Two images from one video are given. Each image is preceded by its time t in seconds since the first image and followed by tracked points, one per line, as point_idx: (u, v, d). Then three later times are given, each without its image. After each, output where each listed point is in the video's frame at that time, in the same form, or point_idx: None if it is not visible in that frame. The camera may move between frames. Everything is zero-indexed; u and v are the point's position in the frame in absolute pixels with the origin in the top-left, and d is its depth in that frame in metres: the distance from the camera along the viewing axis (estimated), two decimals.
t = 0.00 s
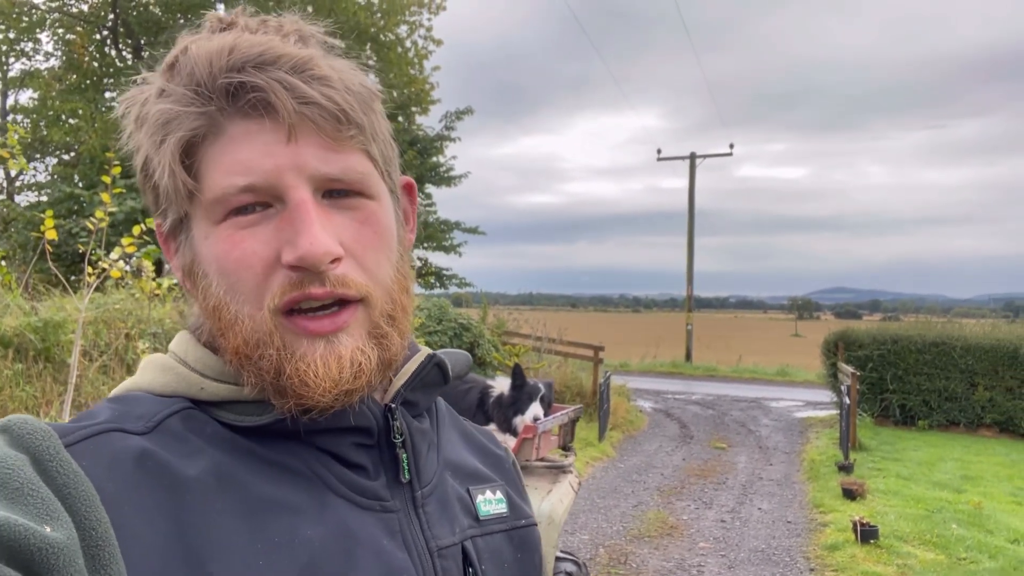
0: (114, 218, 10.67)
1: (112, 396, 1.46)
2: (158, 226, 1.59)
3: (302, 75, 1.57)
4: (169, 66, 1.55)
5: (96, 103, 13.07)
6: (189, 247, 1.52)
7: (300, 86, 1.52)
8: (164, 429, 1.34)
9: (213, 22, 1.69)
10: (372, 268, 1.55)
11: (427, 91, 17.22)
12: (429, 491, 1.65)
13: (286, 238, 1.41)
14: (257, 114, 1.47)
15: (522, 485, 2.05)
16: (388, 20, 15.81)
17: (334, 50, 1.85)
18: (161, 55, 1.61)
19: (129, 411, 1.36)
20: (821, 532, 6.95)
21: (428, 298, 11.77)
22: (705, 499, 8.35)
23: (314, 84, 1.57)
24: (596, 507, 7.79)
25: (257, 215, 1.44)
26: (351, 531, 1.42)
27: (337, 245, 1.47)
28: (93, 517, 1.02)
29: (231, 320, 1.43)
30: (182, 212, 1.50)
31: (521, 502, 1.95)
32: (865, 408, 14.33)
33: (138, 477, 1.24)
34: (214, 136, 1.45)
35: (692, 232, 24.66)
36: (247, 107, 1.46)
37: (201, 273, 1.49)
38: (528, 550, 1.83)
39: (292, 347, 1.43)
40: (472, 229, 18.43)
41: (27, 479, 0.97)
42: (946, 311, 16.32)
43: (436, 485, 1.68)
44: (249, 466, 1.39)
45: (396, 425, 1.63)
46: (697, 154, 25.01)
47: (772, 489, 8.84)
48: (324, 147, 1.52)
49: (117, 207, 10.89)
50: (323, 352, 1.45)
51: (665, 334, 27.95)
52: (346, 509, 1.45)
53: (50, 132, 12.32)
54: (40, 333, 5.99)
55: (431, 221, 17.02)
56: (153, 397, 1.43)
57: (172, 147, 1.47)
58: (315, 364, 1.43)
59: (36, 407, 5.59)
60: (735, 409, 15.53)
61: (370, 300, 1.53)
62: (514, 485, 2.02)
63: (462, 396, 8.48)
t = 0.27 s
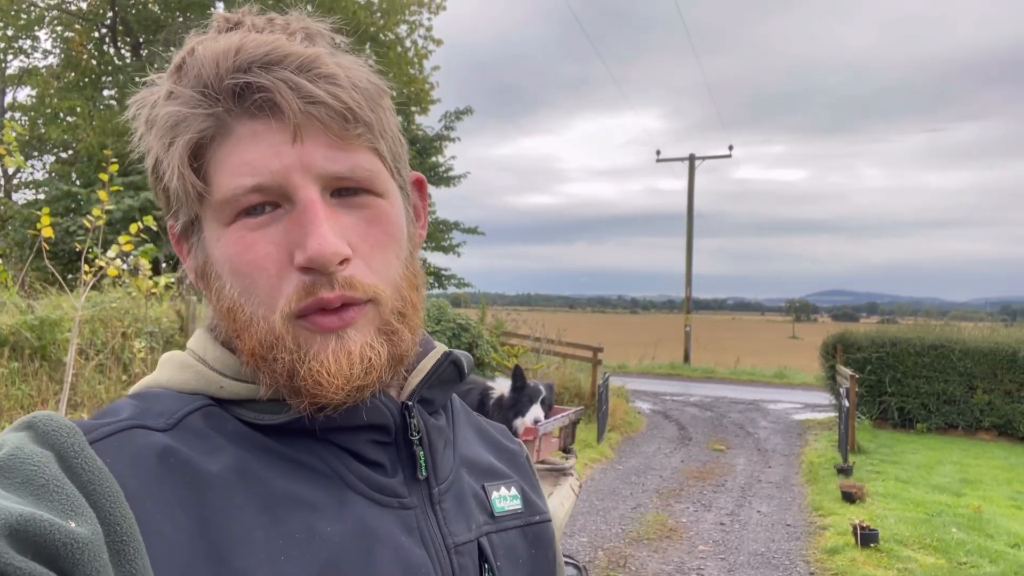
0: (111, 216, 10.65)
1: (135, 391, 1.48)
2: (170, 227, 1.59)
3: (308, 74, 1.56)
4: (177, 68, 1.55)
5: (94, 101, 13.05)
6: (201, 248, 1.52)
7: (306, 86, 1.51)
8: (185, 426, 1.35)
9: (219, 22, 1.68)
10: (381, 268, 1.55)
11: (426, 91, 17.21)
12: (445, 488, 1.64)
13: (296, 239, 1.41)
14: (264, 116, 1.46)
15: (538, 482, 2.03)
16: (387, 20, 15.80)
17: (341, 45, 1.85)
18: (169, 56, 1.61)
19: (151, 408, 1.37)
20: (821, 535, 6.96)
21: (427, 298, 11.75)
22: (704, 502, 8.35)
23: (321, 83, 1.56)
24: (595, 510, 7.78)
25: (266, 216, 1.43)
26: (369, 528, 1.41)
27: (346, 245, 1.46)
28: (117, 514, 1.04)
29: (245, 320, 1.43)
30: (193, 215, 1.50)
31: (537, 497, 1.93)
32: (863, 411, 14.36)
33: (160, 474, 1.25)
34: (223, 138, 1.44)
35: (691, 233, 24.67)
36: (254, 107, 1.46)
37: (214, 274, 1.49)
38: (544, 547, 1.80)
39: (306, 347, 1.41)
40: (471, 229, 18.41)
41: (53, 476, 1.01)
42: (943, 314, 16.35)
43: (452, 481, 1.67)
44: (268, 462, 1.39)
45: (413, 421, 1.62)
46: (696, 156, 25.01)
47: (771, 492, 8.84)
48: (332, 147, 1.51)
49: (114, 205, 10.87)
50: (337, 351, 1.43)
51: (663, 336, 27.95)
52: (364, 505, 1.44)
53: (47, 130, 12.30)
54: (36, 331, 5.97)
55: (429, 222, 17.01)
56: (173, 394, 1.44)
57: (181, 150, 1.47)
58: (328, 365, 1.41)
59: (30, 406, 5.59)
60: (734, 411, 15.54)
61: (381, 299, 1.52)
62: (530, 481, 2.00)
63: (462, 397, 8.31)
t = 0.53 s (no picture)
0: (110, 214, 10.65)
1: (134, 386, 1.47)
2: (177, 216, 1.59)
3: (326, 70, 1.56)
4: (195, 59, 1.55)
5: (93, 98, 13.03)
6: (208, 238, 1.51)
7: (324, 81, 1.51)
8: (185, 422, 1.34)
9: (240, 17, 1.68)
10: (389, 265, 1.54)
11: (427, 89, 17.18)
12: (444, 486, 1.63)
13: (306, 232, 1.40)
14: (280, 108, 1.45)
15: (534, 482, 2.03)
16: (388, 18, 15.77)
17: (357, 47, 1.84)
18: (188, 46, 1.60)
19: (150, 404, 1.36)
20: (822, 538, 6.95)
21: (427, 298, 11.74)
22: (704, 503, 8.34)
23: (338, 80, 1.55)
24: (595, 511, 7.78)
25: (275, 209, 1.43)
26: (368, 525, 1.41)
27: (355, 241, 1.46)
28: (116, 509, 1.06)
29: (249, 312, 1.42)
30: (202, 205, 1.50)
31: (533, 497, 1.94)
32: (864, 412, 14.36)
33: (159, 469, 1.24)
34: (237, 128, 1.44)
35: (691, 233, 24.65)
36: (270, 100, 1.45)
37: (220, 265, 1.48)
38: (540, 547, 1.81)
39: (310, 341, 1.40)
40: (471, 228, 18.40)
41: (52, 471, 1.03)
42: (944, 315, 16.34)
43: (451, 480, 1.67)
44: (267, 458, 1.38)
45: (414, 419, 1.61)
46: (697, 156, 24.98)
47: (771, 493, 8.83)
48: (345, 143, 1.51)
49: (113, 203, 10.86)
50: (340, 346, 1.43)
51: (663, 336, 27.94)
52: (363, 502, 1.44)
53: (47, 127, 12.29)
54: (33, 329, 5.97)
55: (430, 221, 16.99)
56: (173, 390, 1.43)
57: (194, 138, 1.46)
58: (332, 359, 1.41)
59: (28, 404, 5.59)
60: (734, 412, 15.52)
61: (387, 296, 1.52)
62: (527, 482, 2.01)
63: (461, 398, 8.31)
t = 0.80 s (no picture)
0: (110, 211, 10.64)
1: (120, 403, 1.47)
2: (163, 229, 1.58)
3: (312, 82, 1.57)
4: (181, 71, 1.55)
5: (94, 95, 13.02)
6: (194, 251, 1.51)
7: (310, 93, 1.52)
8: (173, 438, 1.34)
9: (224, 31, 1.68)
10: (376, 275, 1.55)
11: (428, 87, 17.15)
12: (435, 498, 1.64)
13: (293, 243, 1.41)
14: (267, 120, 1.46)
15: (520, 492, 2.06)
16: (390, 15, 15.75)
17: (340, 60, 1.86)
18: (173, 59, 1.60)
19: (138, 421, 1.36)
20: (824, 540, 6.94)
21: (427, 296, 11.73)
22: (705, 504, 8.33)
23: (325, 90, 1.56)
24: (596, 511, 7.77)
25: (264, 219, 1.43)
26: (359, 539, 1.41)
27: (342, 251, 1.46)
28: (104, 529, 1.06)
29: (236, 324, 1.43)
30: (189, 217, 1.49)
31: (519, 509, 1.96)
32: (866, 413, 14.36)
33: (149, 486, 1.24)
34: (224, 140, 1.44)
35: (693, 232, 24.62)
36: (257, 112, 1.45)
37: (207, 277, 1.48)
38: (529, 558, 1.83)
39: (297, 352, 1.41)
40: (472, 227, 18.39)
41: (39, 491, 1.02)
42: (945, 315, 16.33)
43: (441, 492, 1.68)
44: (257, 473, 1.39)
45: (404, 432, 1.62)
46: (699, 154, 24.95)
47: (772, 494, 8.83)
48: (332, 154, 1.51)
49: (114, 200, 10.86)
50: (328, 357, 1.44)
51: (664, 335, 27.93)
52: (354, 516, 1.44)
53: (47, 124, 12.28)
54: (30, 327, 5.97)
55: (431, 219, 16.98)
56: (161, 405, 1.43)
57: (181, 150, 1.46)
58: (320, 370, 1.41)
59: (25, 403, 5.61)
60: (736, 412, 15.51)
61: (374, 305, 1.52)
62: (512, 493, 2.03)
63: (461, 399, 8.31)
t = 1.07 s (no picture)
0: (111, 208, 10.66)
1: (101, 410, 1.47)
2: (150, 228, 1.59)
3: (304, 84, 1.58)
4: (175, 71, 1.57)
5: (95, 91, 13.03)
6: (180, 249, 1.51)
7: (302, 94, 1.54)
8: (155, 444, 1.35)
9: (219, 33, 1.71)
10: (362, 277, 1.55)
11: (430, 84, 17.13)
12: (420, 503, 1.65)
13: (279, 241, 1.41)
14: (258, 119, 1.47)
15: (506, 497, 2.06)
16: (391, 12, 15.73)
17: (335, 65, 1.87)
18: (168, 59, 1.62)
19: (120, 427, 1.37)
20: (826, 540, 6.93)
21: (428, 295, 11.73)
22: (706, 504, 8.33)
23: (317, 92, 1.58)
24: (597, 511, 7.77)
25: (251, 218, 1.43)
26: (343, 543, 1.42)
27: (329, 251, 1.46)
28: (85, 535, 1.08)
29: (220, 323, 1.42)
30: (176, 214, 1.50)
31: (506, 513, 1.96)
32: (868, 412, 14.35)
33: (131, 493, 1.25)
34: (214, 137, 1.45)
35: (695, 230, 24.60)
36: (248, 110, 1.47)
37: (192, 275, 1.48)
38: (515, 562, 1.83)
39: (279, 351, 1.41)
40: (474, 225, 18.38)
41: (20, 498, 1.02)
42: (947, 313, 16.30)
43: (426, 496, 1.68)
44: (240, 478, 1.39)
45: (389, 436, 1.63)
46: (701, 152, 24.92)
47: (773, 494, 8.82)
48: (321, 155, 1.52)
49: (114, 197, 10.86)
50: (311, 357, 1.43)
51: (666, 333, 27.91)
52: (337, 520, 1.45)
53: (48, 121, 12.28)
54: (29, 325, 5.98)
55: (433, 216, 16.98)
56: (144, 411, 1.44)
57: (171, 146, 1.47)
58: (302, 369, 1.41)
59: (24, 401, 5.64)
60: (737, 410, 15.51)
61: (360, 307, 1.52)
62: (498, 497, 2.03)
63: (460, 399, 8.33)
